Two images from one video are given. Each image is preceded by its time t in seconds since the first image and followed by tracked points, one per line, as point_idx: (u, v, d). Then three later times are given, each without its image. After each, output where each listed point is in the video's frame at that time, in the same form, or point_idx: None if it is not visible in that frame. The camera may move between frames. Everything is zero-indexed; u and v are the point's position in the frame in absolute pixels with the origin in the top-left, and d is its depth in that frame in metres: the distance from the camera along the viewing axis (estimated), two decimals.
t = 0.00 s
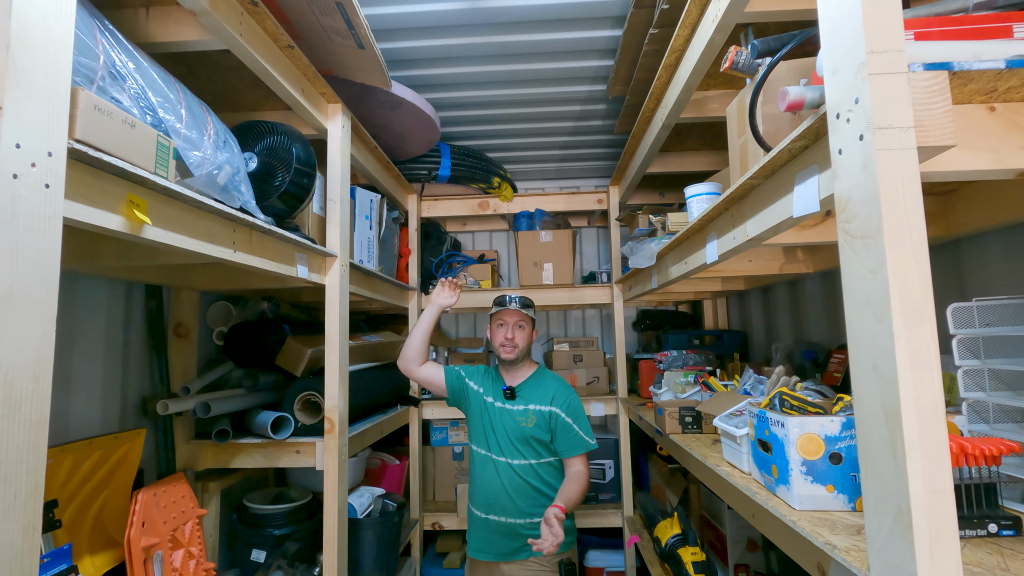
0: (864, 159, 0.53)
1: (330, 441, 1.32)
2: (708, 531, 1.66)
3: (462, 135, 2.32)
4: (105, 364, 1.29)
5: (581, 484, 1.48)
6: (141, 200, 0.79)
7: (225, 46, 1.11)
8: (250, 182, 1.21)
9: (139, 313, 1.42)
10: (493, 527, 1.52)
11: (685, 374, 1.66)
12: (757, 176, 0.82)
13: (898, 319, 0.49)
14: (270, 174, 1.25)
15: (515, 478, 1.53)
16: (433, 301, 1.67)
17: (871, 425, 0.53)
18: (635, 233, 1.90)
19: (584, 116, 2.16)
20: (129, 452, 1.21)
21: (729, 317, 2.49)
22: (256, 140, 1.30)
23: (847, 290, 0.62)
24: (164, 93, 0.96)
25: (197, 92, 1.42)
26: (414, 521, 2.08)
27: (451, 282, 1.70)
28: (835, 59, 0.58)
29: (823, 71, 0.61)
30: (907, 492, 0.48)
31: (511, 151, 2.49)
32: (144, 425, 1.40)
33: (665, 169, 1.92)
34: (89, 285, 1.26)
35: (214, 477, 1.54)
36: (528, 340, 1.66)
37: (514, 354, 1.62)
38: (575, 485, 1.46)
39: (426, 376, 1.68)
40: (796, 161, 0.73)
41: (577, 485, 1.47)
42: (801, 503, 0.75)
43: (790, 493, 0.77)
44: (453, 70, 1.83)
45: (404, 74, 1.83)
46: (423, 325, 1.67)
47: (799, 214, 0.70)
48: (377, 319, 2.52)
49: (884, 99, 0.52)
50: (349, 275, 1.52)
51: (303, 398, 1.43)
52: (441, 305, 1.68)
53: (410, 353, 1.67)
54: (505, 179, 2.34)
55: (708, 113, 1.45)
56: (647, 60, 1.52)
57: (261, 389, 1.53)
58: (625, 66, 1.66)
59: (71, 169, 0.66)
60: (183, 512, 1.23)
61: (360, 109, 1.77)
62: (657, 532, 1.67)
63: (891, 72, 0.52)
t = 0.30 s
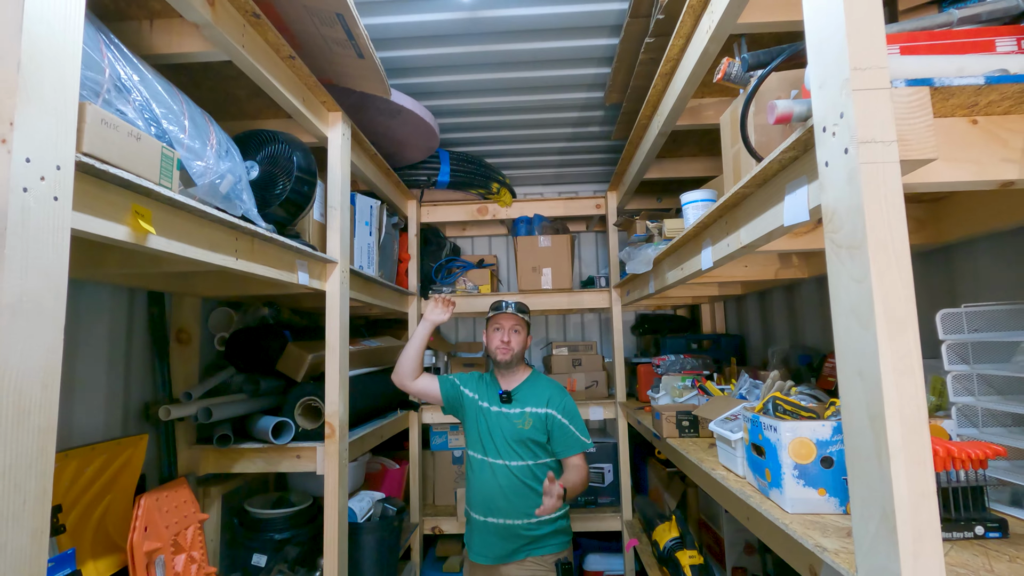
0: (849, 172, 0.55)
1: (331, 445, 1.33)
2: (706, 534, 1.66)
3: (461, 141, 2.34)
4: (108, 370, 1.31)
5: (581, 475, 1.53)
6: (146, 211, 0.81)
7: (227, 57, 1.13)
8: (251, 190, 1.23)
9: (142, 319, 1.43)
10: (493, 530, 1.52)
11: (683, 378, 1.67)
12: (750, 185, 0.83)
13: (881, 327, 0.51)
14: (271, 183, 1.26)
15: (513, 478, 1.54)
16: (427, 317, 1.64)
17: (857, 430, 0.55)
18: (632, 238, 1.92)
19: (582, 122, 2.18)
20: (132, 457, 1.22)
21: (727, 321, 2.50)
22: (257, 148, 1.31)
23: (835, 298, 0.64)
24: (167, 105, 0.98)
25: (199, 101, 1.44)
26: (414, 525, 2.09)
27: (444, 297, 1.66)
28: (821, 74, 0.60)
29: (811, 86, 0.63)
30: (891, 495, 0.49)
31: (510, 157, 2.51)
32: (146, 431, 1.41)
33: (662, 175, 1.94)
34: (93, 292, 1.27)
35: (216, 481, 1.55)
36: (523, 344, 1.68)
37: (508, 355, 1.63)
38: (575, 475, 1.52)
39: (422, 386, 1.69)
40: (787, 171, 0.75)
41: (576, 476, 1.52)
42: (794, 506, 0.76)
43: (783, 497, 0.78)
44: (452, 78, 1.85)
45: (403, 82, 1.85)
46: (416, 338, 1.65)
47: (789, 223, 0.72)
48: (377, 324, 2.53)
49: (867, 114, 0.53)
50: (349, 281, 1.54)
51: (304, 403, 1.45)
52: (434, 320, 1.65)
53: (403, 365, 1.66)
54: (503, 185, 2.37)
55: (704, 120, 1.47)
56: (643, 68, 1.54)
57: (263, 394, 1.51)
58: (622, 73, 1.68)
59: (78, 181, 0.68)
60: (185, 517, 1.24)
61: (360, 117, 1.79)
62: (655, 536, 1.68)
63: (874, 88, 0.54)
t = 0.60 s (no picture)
0: (840, 180, 0.55)
1: (330, 450, 1.34)
2: (705, 537, 1.67)
3: (460, 145, 2.35)
4: (108, 374, 1.31)
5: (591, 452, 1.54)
6: (146, 218, 0.81)
7: (227, 64, 1.14)
8: (251, 196, 1.24)
9: (142, 324, 1.44)
10: (492, 535, 1.52)
11: (681, 382, 1.68)
12: (744, 192, 0.84)
13: (872, 333, 0.51)
14: (270, 188, 1.27)
15: (513, 481, 1.54)
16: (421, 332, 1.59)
17: (849, 435, 0.55)
18: (630, 242, 1.92)
19: (580, 126, 2.19)
20: (132, 461, 1.23)
21: (725, 324, 2.51)
22: (257, 154, 1.32)
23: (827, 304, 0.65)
24: (167, 112, 0.99)
25: (199, 107, 1.45)
26: (413, 529, 2.09)
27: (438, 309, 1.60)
28: (812, 83, 0.61)
29: (802, 95, 0.64)
30: (882, 499, 0.50)
31: (509, 161, 2.52)
32: (146, 435, 1.42)
33: (660, 179, 1.95)
34: (93, 297, 1.28)
35: (215, 485, 1.55)
36: (519, 349, 1.69)
37: (505, 361, 1.63)
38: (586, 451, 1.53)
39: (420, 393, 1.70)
40: (780, 178, 0.76)
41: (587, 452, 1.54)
42: (789, 510, 0.77)
43: (778, 500, 0.78)
44: (451, 84, 1.86)
45: (402, 88, 1.86)
46: (411, 351, 1.62)
47: (783, 229, 0.73)
48: (376, 328, 2.54)
49: (857, 123, 0.54)
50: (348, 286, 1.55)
51: (303, 408, 1.45)
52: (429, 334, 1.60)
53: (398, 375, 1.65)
54: (501, 189, 2.40)
55: (700, 126, 1.48)
56: (640, 74, 1.55)
57: (262, 399, 1.53)
58: (619, 79, 1.70)
59: (79, 189, 0.69)
60: (184, 521, 1.24)
61: (359, 122, 1.80)
62: (654, 539, 1.68)
63: (864, 98, 0.55)
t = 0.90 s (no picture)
0: (837, 184, 0.56)
1: (331, 451, 1.34)
2: (705, 539, 1.67)
3: (460, 147, 2.36)
4: (110, 376, 1.32)
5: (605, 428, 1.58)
6: (148, 221, 0.82)
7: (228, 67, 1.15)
8: (252, 199, 1.24)
9: (143, 326, 1.44)
10: (494, 537, 1.53)
11: (681, 384, 1.68)
12: (743, 194, 0.85)
13: (869, 336, 0.52)
14: (271, 190, 1.27)
15: (514, 483, 1.54)
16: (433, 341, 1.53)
17: (846, 437, 0.56)
18: (630, 244, 1.93)
19: (580, 129, 2.20)
20: (133, 463, 1.23)
21: (725, 326, 2.52)
22: (258, 157, 1.33)
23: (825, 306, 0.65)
24: (170, 116, 0.99)
25: (201, 110, 1.46)
26: (414, 531, 2.09)
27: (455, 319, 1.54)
28: (809, 88, 0.61)
29: (799, 99, 0.65)
30: (879, 501, 0.50)
31: (509, 163, 2.53)
32: (147, 437, 1.42)
33: (660, 181, 1.95)
34: (95, 300, 1.28)
35: (216, 487, 1.56)
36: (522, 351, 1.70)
37: (507, 364, 1.65)
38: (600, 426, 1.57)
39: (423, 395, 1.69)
40: (778, 181, 0.76)
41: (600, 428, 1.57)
42: (788, 511, 0.77)
43: (777, 502, 0.79)
44: (451, 86, 1.87)
45: (403, 90, 1.87)
46: (419, 357, 1.58)
47: (782, 232, 0.73)
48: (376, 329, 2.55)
49: (854, 127, 0.55)
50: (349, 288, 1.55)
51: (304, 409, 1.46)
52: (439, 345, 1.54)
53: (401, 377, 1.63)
54: (502, 191, 2.38)
55: (700, 128, 1.48)
56: (640, 76, 1.56)
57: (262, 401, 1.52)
58: (619, 81, 1.70)
59: (82, 193, 0.69)
60: (186, 523, 1.25)
61: (359, 124, 1.81)
62: (654, 541, 1.68)
63: (861, 102, 0.55)
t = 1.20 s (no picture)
0: (838, 184, 0.56)
1: (331, 452, 1.34)
2: (706, 539, 1.67)
3: (460, 148, 2.36)
4: (111, 377, 1.32)
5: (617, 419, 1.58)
6: (150, 221, 0.82)
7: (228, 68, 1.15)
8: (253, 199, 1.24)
9: (143, 327, 1.44)
10: (499, 538, 1.53)
11: (681, 384, 1.68)
12: (744, 194, 0.85)
13: (870, 335, 0.52)
14: (272, 191, 1.28)
15: (518, 484, 1.54)
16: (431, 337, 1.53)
17: (848, 436, 0.56)
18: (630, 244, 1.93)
19: (580, 129, 2.20)
20: (133, 464, 1.23)
21: (725, 326, 2.52)
22: (258, 157, 1.33)
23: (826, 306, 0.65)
24: (170, 117, 0.99)
25: (201, 111, 1.46)
26: (415, 531, 2.09)
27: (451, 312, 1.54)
28: (810, 88, 0.62)
29: (800, 98, 0.65)
30: (881, 500, 0.50)
31: (509, 164, 2.53)
32: (147, 437, 1.42)
33: (660, 181, 1.95)
34: (96, 300, 1.28)
35: (216, 488, 1.56)
36: (524, 350, 1.70)
37: (510, 363, 1.65)
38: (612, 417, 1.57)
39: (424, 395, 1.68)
40: (779, 181, 0.76)
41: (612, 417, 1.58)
42: (789, 511, 0.77)
43: (779, 501, 0.79)
44: (451, 87, 1.87)
45: (403, 91, 1.87)
46: (416, 353, 1.56)
47: (783, 231, 0.73)
48: (377, 330, 2.55)
49: (856, 126, 0.55)
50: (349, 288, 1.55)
51: (304, 410, 1.46)
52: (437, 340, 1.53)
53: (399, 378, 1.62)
54: (501, 191, 2.39)
55: (700, 128, 1.48)
56: (640, 76, 1.56)
57: (262, 401, 1.51)
58: (619, 82, 1.70)
59: (83, 193, 0.69)
60: (186, 523, 1.25)
61: (359, 125, 1.81)
62: (655, 541, 1.68)
63: (862, 102, 0.55)
